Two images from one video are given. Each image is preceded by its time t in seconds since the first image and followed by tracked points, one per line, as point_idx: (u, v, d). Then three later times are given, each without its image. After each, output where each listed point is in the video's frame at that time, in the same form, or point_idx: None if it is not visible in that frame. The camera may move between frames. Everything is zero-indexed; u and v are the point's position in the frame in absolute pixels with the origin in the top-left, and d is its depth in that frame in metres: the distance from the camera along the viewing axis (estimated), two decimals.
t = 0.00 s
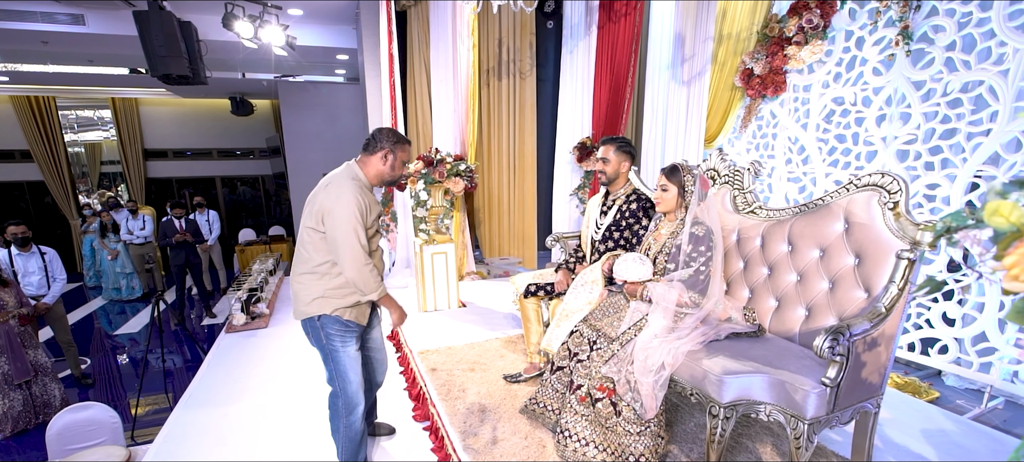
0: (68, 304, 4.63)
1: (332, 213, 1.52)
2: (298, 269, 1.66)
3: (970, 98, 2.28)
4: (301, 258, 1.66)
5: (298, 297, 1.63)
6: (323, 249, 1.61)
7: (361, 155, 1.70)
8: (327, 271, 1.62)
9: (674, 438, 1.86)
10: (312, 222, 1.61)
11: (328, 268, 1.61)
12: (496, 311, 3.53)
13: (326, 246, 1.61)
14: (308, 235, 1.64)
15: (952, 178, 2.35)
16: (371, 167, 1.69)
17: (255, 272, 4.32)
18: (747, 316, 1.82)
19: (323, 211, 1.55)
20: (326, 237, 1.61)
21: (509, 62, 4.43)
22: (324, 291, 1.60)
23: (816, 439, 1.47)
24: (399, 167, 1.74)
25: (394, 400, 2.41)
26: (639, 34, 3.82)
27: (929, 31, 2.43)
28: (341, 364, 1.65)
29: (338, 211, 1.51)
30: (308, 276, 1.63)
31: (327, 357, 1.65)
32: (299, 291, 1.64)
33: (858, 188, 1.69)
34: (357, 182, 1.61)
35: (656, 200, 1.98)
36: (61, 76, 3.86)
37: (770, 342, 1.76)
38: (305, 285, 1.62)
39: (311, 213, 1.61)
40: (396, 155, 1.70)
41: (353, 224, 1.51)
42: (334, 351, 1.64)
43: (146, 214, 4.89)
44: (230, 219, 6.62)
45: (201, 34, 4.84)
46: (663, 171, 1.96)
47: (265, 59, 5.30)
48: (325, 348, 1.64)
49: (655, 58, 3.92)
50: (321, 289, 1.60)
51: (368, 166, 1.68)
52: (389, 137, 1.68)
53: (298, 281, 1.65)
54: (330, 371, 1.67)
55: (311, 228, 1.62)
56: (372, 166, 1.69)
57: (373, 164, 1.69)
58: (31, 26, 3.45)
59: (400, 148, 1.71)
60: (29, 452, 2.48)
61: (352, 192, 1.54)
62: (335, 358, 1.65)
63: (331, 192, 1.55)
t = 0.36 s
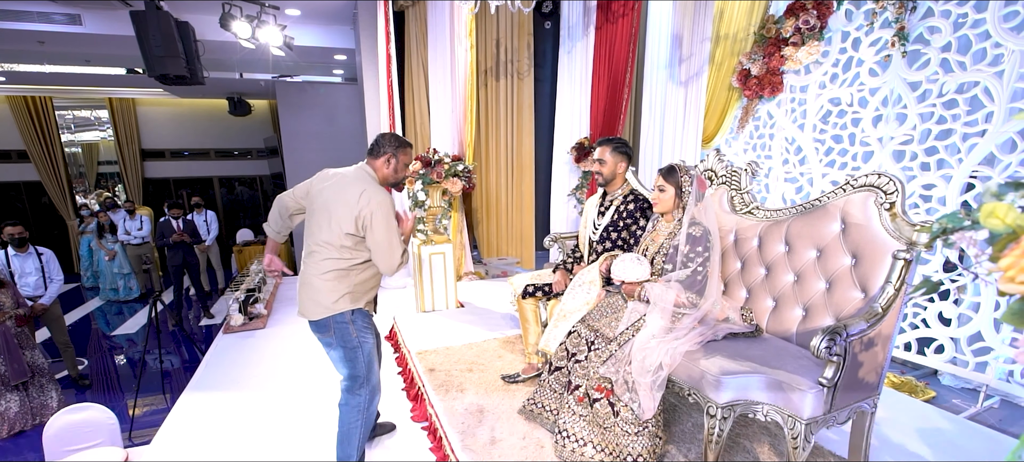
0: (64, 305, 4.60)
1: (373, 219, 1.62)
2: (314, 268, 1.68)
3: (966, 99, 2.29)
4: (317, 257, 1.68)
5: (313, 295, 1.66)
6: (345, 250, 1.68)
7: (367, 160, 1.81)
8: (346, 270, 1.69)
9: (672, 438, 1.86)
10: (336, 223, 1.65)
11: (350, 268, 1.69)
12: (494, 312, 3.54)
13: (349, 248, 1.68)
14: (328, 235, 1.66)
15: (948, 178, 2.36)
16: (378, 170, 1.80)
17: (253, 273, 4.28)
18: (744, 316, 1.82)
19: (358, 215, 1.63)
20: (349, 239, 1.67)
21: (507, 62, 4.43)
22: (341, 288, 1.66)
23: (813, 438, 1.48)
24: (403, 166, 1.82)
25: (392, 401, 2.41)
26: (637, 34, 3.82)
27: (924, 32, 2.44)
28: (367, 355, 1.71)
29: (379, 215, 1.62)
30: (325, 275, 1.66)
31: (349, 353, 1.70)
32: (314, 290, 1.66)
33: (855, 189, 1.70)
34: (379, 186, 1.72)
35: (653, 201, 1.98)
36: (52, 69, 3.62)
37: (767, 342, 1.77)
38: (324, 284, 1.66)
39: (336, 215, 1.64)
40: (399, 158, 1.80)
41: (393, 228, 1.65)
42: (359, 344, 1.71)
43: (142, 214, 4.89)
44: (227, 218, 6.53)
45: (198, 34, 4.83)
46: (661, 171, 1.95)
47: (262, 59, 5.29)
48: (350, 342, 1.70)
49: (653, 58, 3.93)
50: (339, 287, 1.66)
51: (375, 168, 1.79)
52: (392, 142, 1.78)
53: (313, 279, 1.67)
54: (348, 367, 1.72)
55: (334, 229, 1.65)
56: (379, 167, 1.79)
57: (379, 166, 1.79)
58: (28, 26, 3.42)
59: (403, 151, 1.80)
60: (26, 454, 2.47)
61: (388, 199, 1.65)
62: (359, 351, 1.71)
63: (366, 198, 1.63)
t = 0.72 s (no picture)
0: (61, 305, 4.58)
1: (394, 219, 1.75)
2: (332, 265, 1.73)
3: (964, 99, 2.28)
4: (333, 254, 1.73)
5: (338, 290, 1.73)
6: (361, 247, 1.78)
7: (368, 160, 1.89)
8: (362, 265, 1.78)
9: (670, 439, 1.86)
10: (355, 222, 1.73)
11: (366, 263, 1.80)
12: (492, 312, 3.53)
13: (364, 244, 1.78)
14: (345, 234, 1.73)
15: (946, 179, 2.35)
16: (378, 170, 1.87)
17: (251, 274, 4.25)
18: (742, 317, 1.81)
19: (378, 217, 1.73)
20: (365, 236, 1.77)
21: (505, 62, 4.43)
22: (359, 283, 1.76)
23: (813, 440, 1.47)
24: (401, 166, 1.89)
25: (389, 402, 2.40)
26: (635, 34, 3.81)
27: (923, 32, 2.43)
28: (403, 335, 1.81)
29: (394, 209, 1.74)
30: (344, 270, 1.74)
31: (386, 332, 1.78)
32: (333, 285, 1.73)
33: (854, 189, 1.70)
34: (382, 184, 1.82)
35: (651, 201, 1.98)
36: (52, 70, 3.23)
37: (766, 343, 1.76)
38: (344, 279, 1.73)
39: (354, 215, 1.72)
40: (397, 158, 1.86)
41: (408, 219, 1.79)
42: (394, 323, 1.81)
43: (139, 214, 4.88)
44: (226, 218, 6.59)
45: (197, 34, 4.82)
46: (658, 172, 1.95)
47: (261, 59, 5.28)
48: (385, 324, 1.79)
49: (650, 59, 3.93)
50: (357, 281, 1.75)
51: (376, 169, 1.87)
52: (391, 142, 1.85)
53: (332, 275, 1.73)
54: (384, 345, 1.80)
55: (352, 228, 1.73)
56: (378, 167, 1.87)
57: (379, 166, 1.87)
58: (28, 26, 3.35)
59: (401, 150, 1.87)
60: (23, 454, 2.46)
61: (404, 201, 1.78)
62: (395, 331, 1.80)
63: (385, 200, 1.73)
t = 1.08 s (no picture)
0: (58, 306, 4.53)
1: (404, 220, 1.81)
2: (346, 264, 1.77)
3: (964, 99, 2.26)
4: (346, 253, 1.77)
5: (351, 289, 1.78)
6: (372, 245, 1.83)
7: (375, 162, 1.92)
8: (374, 263, 1.84)
9: (669, 441, 1.85)
10: (367, 223, 1.77)
11: (376, 260, 1.86)
12: (490, 313, 3.52)
13: (374, 243, 1.84)
14: (357, 234, 1.78)
15: (946, 179, 2.34)
16: (387, 172, 1.91)
17: (249, 274, 4.22)
18: (742, 318, 1.80)
19: (389, 218, 1.79)
20: (375, 235, 1.82)
21: (503, 62, 4.43)
22: (373, 279, 1.83)
23: (813, 443, 1.46)
24: (409, 168, 1.95)
25: (387, 404, 2.39)
26: (633, 34, 3.81)
27: (923, 32, 2.41)
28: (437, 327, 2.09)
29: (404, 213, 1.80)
30: (359, 268, 1.79)
31: (417, 313, 2.02)
32: (350, 283, 1.77)
33: (854, 190, 1.67)
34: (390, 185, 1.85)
35: (649, 202, 1.96)
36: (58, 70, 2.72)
37: (765, 345, 1.74)
38: (360, 277, 1.78)
39: (365, 216, 1.76)
40: (404, 159, 1.91)
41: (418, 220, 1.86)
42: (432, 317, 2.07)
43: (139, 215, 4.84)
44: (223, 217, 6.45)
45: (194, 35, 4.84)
46: (657, 172, 1.93)
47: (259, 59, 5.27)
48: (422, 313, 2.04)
49: (649, 59, 3.88)
50: (371, 278, 1.82)
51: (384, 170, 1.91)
52: (397, 144, 1.89)
53: (348, 274, 1.77)
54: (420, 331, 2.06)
55: (364, 229, 1.78)
56: (387, 170, 1.92)
57: (387, 169, 1.92)
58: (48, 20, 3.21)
59: (408, 152, 1.92)
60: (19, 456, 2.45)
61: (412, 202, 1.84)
62: (433, 323, 2.07)
63: (395, 202, 1.78)
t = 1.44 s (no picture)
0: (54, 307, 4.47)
1: (404, 216, 1.76)
2: (351, 265, 1.76)
3: (964, 99, 2.25)
4: (350, 253, 1.76)
5: (353, 289, 1.77)
6: (375, 244, 1.81)
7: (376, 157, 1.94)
8: (380, 263, 1.83)
9: (668, 443, 1.83)
10: (368, 220, 1.76)
11: (382, 260, 1.84)
12: (489, 313, 3.50)
13: (377, 243, 1.81)
14: (359, 233, 1.76)
15: (946, 179, 2.33)
16: (390, 168, 1.93)
17: (246, 275, 4.19)
18: (742, 319, 1.79)
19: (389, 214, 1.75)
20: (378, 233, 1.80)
21: (502, 62, 4.41)
22: (379, 279, 1.81)
23: (813, 445, 1.45)
24: (412, 161, 1.96)
25: (385, 405, 2.38)
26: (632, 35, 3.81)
27: (923, 31, 2.40)
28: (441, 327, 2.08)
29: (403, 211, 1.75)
30: (363, 269, 1.77)
31: (422, 313, 1.99)
32: (355, 283, 1.76)
33: (855, 190, 1.65)
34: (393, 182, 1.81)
35: (648, 202, 1.95)
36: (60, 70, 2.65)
37: (765, 346, 1.73)
38: (365, 277, 1.77)
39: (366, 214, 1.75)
40: (406, 153, 1.93)
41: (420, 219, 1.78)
42: (437, 317, 2.05)
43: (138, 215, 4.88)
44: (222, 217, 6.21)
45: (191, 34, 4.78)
46: (656, 172, 1.91)
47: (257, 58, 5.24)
48: (427, 313, 2.01)
49: (649, 59, 3.82)
50: (377, 278, 1.80)
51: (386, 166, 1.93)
52: (398, 139, 1.91)
53: (352, 274, 1.76)
54: (425, 331, 2.04)
55: (366, 226, 1.76)
56: (389, 165, 1.93)
57: (389, 165, 1.93)
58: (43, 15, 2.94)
59: (410, 146, 1.94)
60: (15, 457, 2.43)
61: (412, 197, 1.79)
62: (437, 323, 2.05)
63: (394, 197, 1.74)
